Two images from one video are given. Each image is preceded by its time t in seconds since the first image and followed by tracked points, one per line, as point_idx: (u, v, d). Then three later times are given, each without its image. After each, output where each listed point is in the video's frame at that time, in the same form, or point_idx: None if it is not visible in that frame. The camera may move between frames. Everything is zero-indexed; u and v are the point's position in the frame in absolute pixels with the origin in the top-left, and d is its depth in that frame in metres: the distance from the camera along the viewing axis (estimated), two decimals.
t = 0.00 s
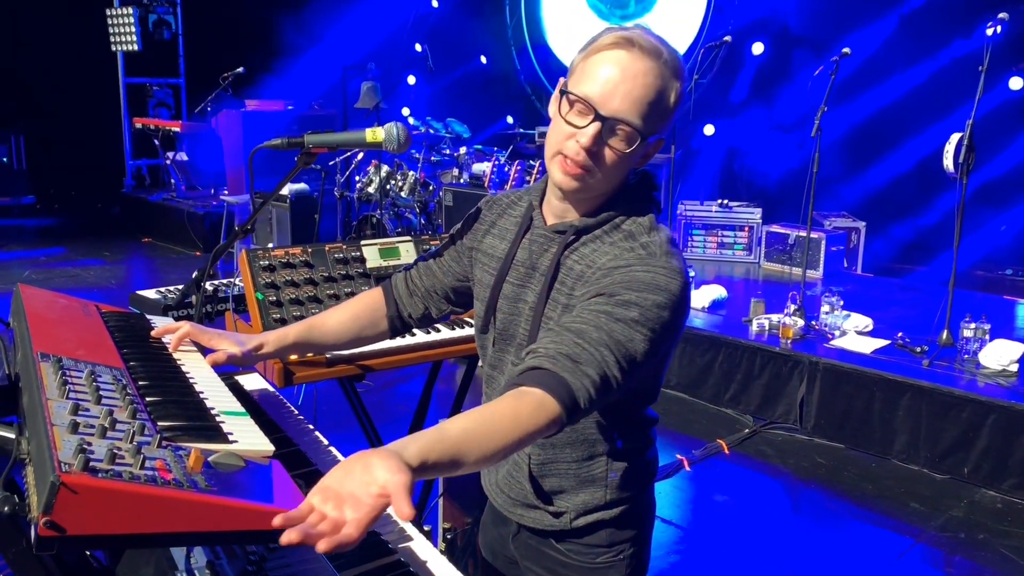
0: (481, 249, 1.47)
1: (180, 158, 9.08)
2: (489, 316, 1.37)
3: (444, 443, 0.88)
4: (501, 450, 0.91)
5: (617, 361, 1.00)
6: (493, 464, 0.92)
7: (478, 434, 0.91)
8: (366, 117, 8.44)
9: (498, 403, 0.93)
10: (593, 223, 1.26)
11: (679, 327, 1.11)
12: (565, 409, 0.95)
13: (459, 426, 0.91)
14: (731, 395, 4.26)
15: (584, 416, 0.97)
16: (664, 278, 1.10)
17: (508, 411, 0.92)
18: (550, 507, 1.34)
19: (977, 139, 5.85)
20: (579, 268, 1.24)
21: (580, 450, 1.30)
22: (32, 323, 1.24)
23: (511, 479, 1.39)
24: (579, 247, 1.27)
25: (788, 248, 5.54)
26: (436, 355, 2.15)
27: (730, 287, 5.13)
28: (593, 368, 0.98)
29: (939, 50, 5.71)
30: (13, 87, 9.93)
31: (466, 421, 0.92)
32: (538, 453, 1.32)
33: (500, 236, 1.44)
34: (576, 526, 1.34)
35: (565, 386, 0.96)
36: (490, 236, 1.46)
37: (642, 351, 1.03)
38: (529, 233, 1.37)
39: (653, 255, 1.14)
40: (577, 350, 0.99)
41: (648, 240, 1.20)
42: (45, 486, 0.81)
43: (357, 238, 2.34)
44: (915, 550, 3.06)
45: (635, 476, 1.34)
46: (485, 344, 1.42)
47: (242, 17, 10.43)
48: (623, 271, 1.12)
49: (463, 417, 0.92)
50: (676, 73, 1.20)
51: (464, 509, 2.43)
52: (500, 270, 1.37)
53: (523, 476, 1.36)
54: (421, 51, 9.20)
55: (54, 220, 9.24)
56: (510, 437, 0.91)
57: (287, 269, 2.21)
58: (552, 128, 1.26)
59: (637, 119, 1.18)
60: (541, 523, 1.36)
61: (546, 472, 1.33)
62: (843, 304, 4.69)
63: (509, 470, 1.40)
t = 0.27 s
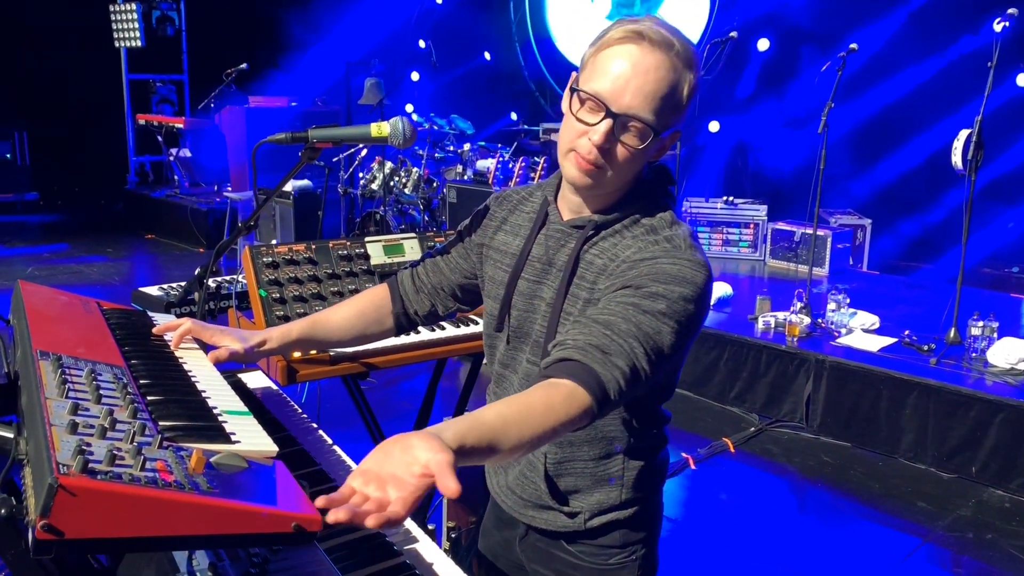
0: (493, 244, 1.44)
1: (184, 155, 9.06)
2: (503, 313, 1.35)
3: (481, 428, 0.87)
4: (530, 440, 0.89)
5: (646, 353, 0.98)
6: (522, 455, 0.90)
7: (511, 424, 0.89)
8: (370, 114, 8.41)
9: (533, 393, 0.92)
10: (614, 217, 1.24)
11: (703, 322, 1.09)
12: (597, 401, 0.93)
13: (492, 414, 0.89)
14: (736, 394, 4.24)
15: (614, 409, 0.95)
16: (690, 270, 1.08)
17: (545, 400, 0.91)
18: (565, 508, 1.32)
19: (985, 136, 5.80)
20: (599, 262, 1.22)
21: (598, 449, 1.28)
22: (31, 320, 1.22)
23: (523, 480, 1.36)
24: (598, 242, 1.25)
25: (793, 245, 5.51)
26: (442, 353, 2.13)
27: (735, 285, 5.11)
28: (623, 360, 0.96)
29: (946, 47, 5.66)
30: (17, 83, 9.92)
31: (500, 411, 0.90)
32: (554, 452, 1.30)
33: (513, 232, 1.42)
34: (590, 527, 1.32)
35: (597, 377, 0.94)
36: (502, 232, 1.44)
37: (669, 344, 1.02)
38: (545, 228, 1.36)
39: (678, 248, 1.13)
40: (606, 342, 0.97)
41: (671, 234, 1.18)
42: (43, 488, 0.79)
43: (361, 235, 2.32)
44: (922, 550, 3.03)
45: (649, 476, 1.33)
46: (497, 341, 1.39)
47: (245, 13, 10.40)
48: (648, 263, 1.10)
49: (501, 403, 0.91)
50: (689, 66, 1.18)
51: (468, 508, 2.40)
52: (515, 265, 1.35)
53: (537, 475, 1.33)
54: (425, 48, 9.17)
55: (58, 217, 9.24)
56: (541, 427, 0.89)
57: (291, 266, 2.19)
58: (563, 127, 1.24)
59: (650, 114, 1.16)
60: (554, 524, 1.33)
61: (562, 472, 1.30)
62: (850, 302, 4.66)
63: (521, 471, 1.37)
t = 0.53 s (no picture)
0: (505, 241, 1.43)
1: (190, 150, 9.07)
2: (515, 310, 1.34)
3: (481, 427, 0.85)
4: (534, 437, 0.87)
5: (654, 349, 0.97)
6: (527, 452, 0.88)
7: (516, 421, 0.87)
8: (376, 109, 8.41)
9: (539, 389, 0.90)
10: (624, 213, 1.23)
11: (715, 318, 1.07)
12: (604, 397, 0.91)
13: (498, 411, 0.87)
14: (743, 390, 4.23)
15: (621, 406, 0.93)
16: (700, 267, 1.06)
17: (553, 396, 0.89)
18: (573, 505, 1.31)
19: (994, 132, 5.75)
20: (608, 258, 1.21)
21: (607, 446, 1.27)
22: (39, 316, 1.22)
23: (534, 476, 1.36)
24: (608, 238, 1.23)
25: (800, 242, 5.49)
26: (449, 350, 2.13)
27: (742, 282, 5.09)
28: (630, 357, 0.94)
29: (959, 41, 5.57)
30: (23, 79, 9.93)
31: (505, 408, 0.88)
32: (563, 449, 1.29)
33: (525, 229, 1.41)
34: (599, 525, 1.31)
35: (603, 372, 0.92)
36: (515, 228, 1.43)
37: (679, 340, 1.00)
38: (556, 223, 1.35)
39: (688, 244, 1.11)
40: (613, 335, 0.96)
41: (680, 230, 1.16)
42: (52, 486, 0.78)
43: (368, 231, 2.30)
44: (930, 549, 3.02)
45: (659, 475, 1.31)
46: (507, 338, 1.39)
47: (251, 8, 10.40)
48: (657, 259, 1.09)
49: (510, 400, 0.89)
50: (695, 59, 1.16)
51: (476, 505, 2.39)
52: (526, 262, 1.35)
53: (546, 473, 1.33)
54: (431, 43, 9.17)
55: (64, 212, 9.25)
56: (548, 424, 0.87)
57: (299, 262, 2.18)
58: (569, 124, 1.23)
59: (654, 107, 1.15)
60: (563, 521, 1.33)
61: (571, 469, 1.29)
62: (857, 299, 4.64)
63: (532, 467, 1.36)
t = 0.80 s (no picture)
0: (511, 236, 1.44)
1: (197, 146, 9.07)
2: (515, 307, 1.34)
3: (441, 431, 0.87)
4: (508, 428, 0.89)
5: (632, 342, 0.95)
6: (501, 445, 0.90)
7: (484, 418, 0.89)
8: (382, 105, 8.40)
9: (507, 383, 0.91)
10: (615, 207, 1.21)
11: (702, 312, 1.05)
12: (574, 390, 0.91)
13: (463, 411, 0.89)
14: (750, 387, 4.22)
15: (595, 398, 0.93)
16: (684, 259, 1.04)
17: (516, 393, 0.89)
18: (571, 502, 1.31)
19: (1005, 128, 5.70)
20: (600, 255, 1.20)
21: (601, 443, 1.26)
22: (45, 310, 1.21)
23: (532, 472, 1.36)
24: (600, 234, 1.22)
25: (808, 239, 5.47)
26: (455, 345, 2.12)
27: (749, 278, 5.07)
28: (604, 348, 0.93)
29: (970, 36, 5.50)
30: (31, 73, 9.94)
31: (475, 405, 0.89)
32: (558, 446, 1.29)
33: (529, 225, 1.41)
34: (598, 522, 1.31)
35: (576, 363, 0.92)
36: (520, 224, 1.44)
37: (661, 332, 0.98)
38: (555, 220, 1.35)
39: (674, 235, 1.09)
40: (584, 324, 0.96)
41: (669, 222, 1.14)
42: (55, 480, 0.78)
43: (375, 226, 2.30)
44: (936, 546, 3.01)
45: (659, 474, 1.30)
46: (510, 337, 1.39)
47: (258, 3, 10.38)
48: (641, 251, 1.07)
49: (486, 392, 0.91)
50: (678, 46, 1.14)
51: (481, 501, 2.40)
52: (525, 259, 1.34)
53: (543, 469, 1.33)
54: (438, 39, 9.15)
55: (71, 207, 9.26)
56: (515, 419, 0.89)
57: (305, 257, 2.18)
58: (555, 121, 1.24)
59: (632, 96, 1.13)
60: (562, 518, 1.33)
61: (567, 466, 1.29)
62: (866, 296, 4.62)
63: (530, 463, 1.37)
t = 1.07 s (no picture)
0: (510, 234, 1.44)
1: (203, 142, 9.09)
2: (514, 304, 1.34)
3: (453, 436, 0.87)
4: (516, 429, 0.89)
5: (636, 340, 0.95)
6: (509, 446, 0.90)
7: (492, 417, 0.89)
8: (388, 101, 8.40)
9: (510, 385, 0.91)
10: (613, 200, 1.21)
11: (705, 304, 1.05)
12: (579, 392, 0.91)
13: (465, 418, 0.88)
14: (755, 384, 4.21)
15: (601, 397, 0.93)
16: (686, 252, 1.04)
17: (521, 392, 0.90)
18: (573, 499, 1.31)
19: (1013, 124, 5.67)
20: (600, 249, 1.20)
21: (602, 440, 1.26)
22: (49, 305, 1.22)
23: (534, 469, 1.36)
24: (599, 228, 1.22)
25: (814, 235, 5.45)
26: (459, 341, 2.12)
27: (754, 275, 5.07)
28: (607, 347, 0.94)
29: (979, 32, 5.48)
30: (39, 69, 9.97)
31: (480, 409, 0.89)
32: (559, 442, 1.29)
33: (528, 222, 1.42)
34: (599, 521, 1.30)
35: (580, 364, 0.92)
36: (519, 222, 1.44)
37: (666, 328, 0.98)
38: (554, 216, 1.35)
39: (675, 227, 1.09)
40: (587, 323, 0.96)
41: (669, 214, 1.14)
42: (58, 474, 0.78)
43: (379, 222, 2.30)
44: (942, 544, 3.00)
45: (661, 473, 1.30)
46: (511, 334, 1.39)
47: None
48: (643, 245, 1.07)
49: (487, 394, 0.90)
50: (661, 37, 1.12)
51: (485, 497, 2.40)
52: (524, 256, 1.35)
53: (545, 465, 1.33)
54: (444, 34, 9.14)
55: (78, 203, 9.29)
56: (522, 418, 0.89)
57: (309, 253, 2.18)
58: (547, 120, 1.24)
59: (618, 91, 1.12)
60: (563, 515, 1.33)
61: (569, 461, 1.30)
62: (872, 293, 4.61)
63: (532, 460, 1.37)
